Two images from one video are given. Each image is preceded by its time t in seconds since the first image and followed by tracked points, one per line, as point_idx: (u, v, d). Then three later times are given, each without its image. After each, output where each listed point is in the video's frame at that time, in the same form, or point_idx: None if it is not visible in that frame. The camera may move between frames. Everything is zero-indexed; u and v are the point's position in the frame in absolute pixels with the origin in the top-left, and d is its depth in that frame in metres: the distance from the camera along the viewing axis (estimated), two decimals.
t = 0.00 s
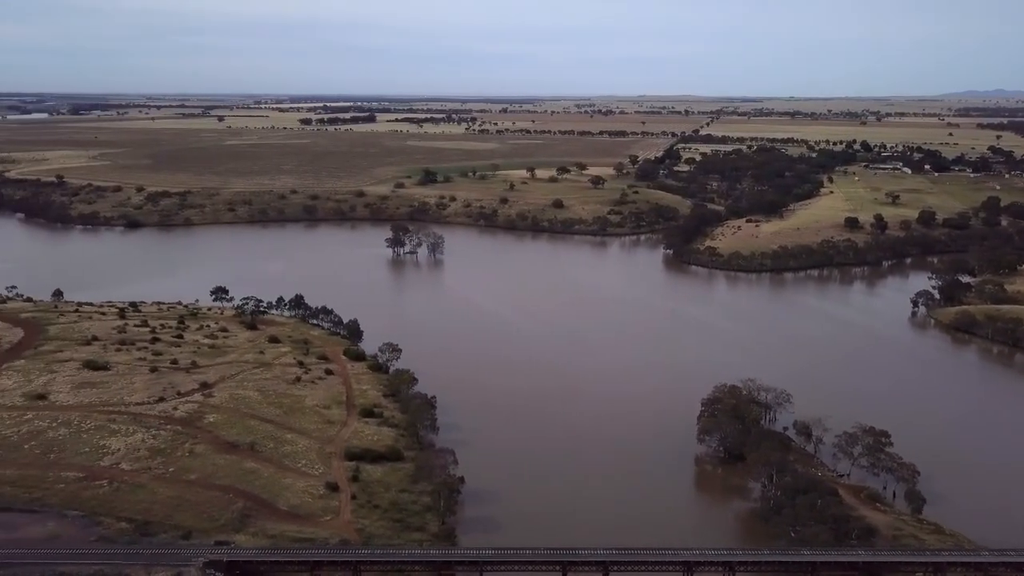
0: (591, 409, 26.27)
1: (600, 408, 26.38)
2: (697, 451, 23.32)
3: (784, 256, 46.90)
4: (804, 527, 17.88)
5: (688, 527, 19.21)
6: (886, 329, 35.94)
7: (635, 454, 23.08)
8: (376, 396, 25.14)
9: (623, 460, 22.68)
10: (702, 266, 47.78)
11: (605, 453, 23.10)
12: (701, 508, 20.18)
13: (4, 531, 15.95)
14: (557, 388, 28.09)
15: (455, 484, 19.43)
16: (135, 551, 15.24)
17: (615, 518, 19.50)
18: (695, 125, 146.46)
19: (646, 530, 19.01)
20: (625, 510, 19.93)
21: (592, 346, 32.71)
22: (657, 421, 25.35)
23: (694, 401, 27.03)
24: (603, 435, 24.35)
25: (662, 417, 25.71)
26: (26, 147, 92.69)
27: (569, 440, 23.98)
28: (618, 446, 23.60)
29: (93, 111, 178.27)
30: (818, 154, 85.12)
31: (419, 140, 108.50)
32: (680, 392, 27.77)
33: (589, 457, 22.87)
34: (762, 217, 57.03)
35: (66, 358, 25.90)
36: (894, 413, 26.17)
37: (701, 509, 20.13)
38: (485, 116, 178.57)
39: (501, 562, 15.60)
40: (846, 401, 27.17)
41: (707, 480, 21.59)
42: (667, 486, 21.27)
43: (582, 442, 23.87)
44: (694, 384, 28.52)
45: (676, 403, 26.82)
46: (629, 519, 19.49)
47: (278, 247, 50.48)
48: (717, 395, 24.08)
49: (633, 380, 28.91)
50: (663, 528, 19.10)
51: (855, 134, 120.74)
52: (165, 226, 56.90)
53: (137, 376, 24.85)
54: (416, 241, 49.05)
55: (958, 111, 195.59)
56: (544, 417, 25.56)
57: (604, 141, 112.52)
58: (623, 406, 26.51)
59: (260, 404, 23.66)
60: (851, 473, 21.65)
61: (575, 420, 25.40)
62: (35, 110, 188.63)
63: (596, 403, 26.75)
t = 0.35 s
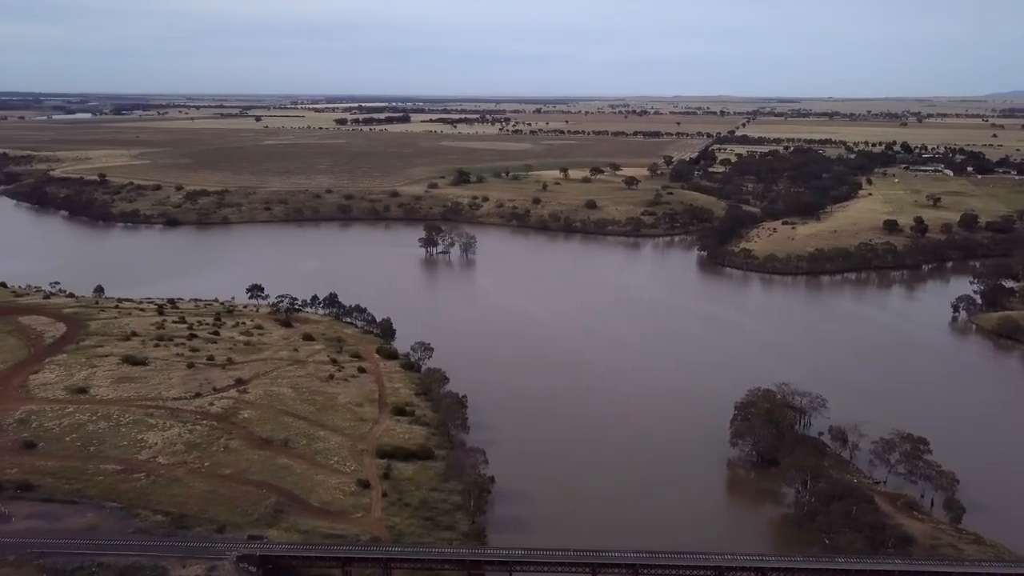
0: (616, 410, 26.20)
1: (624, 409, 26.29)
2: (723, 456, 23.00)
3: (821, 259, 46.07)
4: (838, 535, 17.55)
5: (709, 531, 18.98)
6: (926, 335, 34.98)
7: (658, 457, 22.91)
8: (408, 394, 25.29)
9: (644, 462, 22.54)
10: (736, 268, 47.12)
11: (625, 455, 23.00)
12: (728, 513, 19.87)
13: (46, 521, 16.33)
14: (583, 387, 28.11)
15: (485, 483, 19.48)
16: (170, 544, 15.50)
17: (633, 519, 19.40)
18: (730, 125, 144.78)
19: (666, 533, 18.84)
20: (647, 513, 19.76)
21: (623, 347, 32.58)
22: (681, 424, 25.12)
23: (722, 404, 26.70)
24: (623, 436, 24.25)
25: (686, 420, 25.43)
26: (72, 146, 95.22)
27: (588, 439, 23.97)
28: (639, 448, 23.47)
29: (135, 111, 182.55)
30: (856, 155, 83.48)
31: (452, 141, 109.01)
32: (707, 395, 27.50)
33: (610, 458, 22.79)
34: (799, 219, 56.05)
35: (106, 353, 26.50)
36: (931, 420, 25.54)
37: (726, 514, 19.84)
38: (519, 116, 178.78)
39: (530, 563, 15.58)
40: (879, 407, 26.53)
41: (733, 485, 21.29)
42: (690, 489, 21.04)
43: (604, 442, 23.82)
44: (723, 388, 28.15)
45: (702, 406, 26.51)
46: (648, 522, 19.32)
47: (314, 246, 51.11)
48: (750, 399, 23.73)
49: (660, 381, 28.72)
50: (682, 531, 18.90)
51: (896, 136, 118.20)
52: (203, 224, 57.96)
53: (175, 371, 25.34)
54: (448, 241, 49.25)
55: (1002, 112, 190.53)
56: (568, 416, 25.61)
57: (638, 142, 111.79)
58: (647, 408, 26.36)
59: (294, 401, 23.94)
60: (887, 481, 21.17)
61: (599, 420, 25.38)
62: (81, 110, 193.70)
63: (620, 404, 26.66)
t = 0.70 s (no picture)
0: (645, 412, 25.99)
1: (653, 411, 26.07)
2: (754, 462, 22.55)
3: (864, 262, 45.03)
4: (880, 544, 17.12)
5: (738, 537, 18.64)
6: (975, 342, 33.80)
7: (687, 460, 22.63)
8: (443, 393, 25.43)
9: (671, 465, 22.29)
10: (777, 271, 46.33)
11: (656, 457, 22.81)
12: (761, 521, 19.48)
13: (91, 511, 16.80)
14: (612, 388, 27.95)
15: (519, 483, 19.52)
16: (209, 536, 15.81)
17: (663, 522, 19.22)
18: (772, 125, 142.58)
19: (692, 537, 18.58)
20: (673, 516, 19.53)
21: (658, 349, 32.31)
22: (712, 428, 24.74)
23: (755, 409, 26.22)
24: (651, 439, 24.03)
25: (716, 424, 25.05)
26: (120, 145, 97.90)
27: (615, 441, 23.83)
28: (666, 451, 23.22)
29: (183, 111, 187.13)
30: (902, 156, 81.40)
31: (490, 141, 109.34)
32: (739, 399, 27.04)
33: (636, 460, 22.62)
34: (842, 222, 54.84)
35: (150, 348, 27.18)
36: (979, 428, 24.73)
37: (759, 521, 19.45)
38: (557, 117, 178.68)
39: (563, 565, 15.51)
40: (920, 415, 25.72)
41: (765, 492, 20.86)
42: (719, 494, 20.71)
43: (632, 444, 23.62)
44: (756, 392, 27.65)
45: (734, 410, 26.08)
46: (675, 525, 19.09)
47: (353, 245, 51.73)
48: (789, 403, 23.28)
49: (692, 385, 28.37)
50: (708, 537, 18.61)
51: (944, 137, 115.06)
52: (245, 222, 59.07)
53: (216, 367, 25.88)
54: (485, 241, 49.40)
55: None
56: (596, 417, 25.51)
57: (677, 142, 110.77)
58: (677, 411, 26.06)
59: (332, 398, 24.24)
60: (930, 490, 20.56)
61: (628, 422, 25.20)
62: (129, 110, 199.07)
63: (650, 406, 26.44)
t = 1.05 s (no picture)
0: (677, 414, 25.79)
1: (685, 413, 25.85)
2: (782, 466, 22.22)
3: (903, 266, 44.05)
4: (917, 553, 16.71)
5: (763, 543, 18.36)
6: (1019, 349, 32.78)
7: (713, 463, 22.38)
8: (474, 392, 25.51)
9: (700, 468, 22.10)
10: (813, 274, 45.53)
11: (686, 460, 22.61)
12: (791, 526, 19.15)
13: (128, 503, 17.14)
14: (641, 390, 27.80)
15: (549, 484, 19.52)
16: (243, 531, 16.04)
17: (692, 525, 19.04)
18: (809, 126, 140.33)
19: (716, 541, 18.37)
20: (699, 519, 19.34)
21: (688, 350, 32.03)
22: (739, 432, 24.44)
23: (786, 413, 25.83)
24: (681, 441, 23.85)
25: (745, 427, 24.73)
26: (161, 145, 100.06)
27: (643, 442, 23.69)
28: (692, 453, 23.01)
29: (223, 111, 190.68)
30: (945, 158, 79.43)
31: (523, 141, 109.45)
32: (769, 403, 26.65)
33: (662, 462, 22.47)
34: (881, 224, 53.73)
35: (187, 344, 27.72)
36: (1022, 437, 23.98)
37: (788, 527, 19.14)
38: (590, 117, 178.08)
39: (592, 567, 15.44)
40: (958, 423, 25.03)
41: (794, 498, 20.51)
42: (746, 498, 20.44)
43: (659, 446, 23.46)
44: (787, 396, 27.24)
45: (764, 415, 25.70)
46: (700, 529, 18.90)
47: (387, 244, 52.18)
48: (824, 409, 22.84)
49: (721, 387, 28.07)
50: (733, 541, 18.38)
51: (989, 138, 112.01)
52: (280, 221, 59.91)
53: (251, 363, 26.30)
54: (517, 241, 49.41)
55: None
56: (625, 418, 25.40)
57: (712, 142, 109.62)
58: (710, 414, 25.78)
59: (364, 396, 24.45)
60: (969, 499, 20.01)
61: (654, 424, 25.04)
62: (170, 110, 203.24)
63: (678, 408, 26.22)
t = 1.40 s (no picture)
0: (707, 416, 25.56)
1: (715, 416, 25.61)
2: (809, 473, 21.82)
3: (944, 270, 43.03)
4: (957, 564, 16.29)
5: (784, 549, 18.06)
6: None
7: (740, 467, 22.12)
8: (505, 392, 25.55)
9: (730, 472, 21.87)
10: (850, 277, 44.69)
11: (716, 463, 22.39)
12: (815, 533, 18.79)
13: (165, 496, 17.49)
14: (671, 391, 27.61)
15: (580, 485, 19.53)
16: (275, 526, 16.26)
17: (721, 529, 18.86)
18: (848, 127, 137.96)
19: (734, 546, 18.13)
20: (719, 523, 19.12)
21: (717, 352, 31.75)
22: (765, 436, 24.09)
23: (816, 418, 25.37)
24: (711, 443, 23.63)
25: (772, 432, 24.35)
26: (201, 144, 102.02)
27: (673, 444, 23.53)
28: (716, 457, 22.78)
29: (261, 111, 193.80)
30: (990, 159, 77.37)
31: (556, 141, 109.32)
32: (799, 407, 26.22)
33: (688, 465, 22.27)
34: (921, 227, 52.56)
35: (224, 341, 28.19)
36: None
37: (812, 533, 18.77)
38: (625, 117, 177.25)
39: (622, 570, 15.31)
40: (1000, 431, 24.35)
41: (819, 505, 20.13)
42: (768, 504, 20.12)
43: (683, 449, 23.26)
44: (817, 401, 26.74)
45: (792, 419, 25.30)
46: (720, 533, 18.67)
47: (420, 244, 52.53)
48: (861, 414, 22.40)
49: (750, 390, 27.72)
50: (752, 546, 18.12)
51: None
52: (316, 220, 60.68)
53: (285, 360, 26.65)
54: (550, 242, 49.37)
55: None
56: (654, 419, 25.27)
57: (748, 143, 108.30)
58: (741, 417, 25.50)
59: (397, 394, 24.61)
60: (1012, 509, 19.46)
61: (683, 426, 24.84)
62: (210, 110, 207.12)
63: (706, 411, 25.97)
